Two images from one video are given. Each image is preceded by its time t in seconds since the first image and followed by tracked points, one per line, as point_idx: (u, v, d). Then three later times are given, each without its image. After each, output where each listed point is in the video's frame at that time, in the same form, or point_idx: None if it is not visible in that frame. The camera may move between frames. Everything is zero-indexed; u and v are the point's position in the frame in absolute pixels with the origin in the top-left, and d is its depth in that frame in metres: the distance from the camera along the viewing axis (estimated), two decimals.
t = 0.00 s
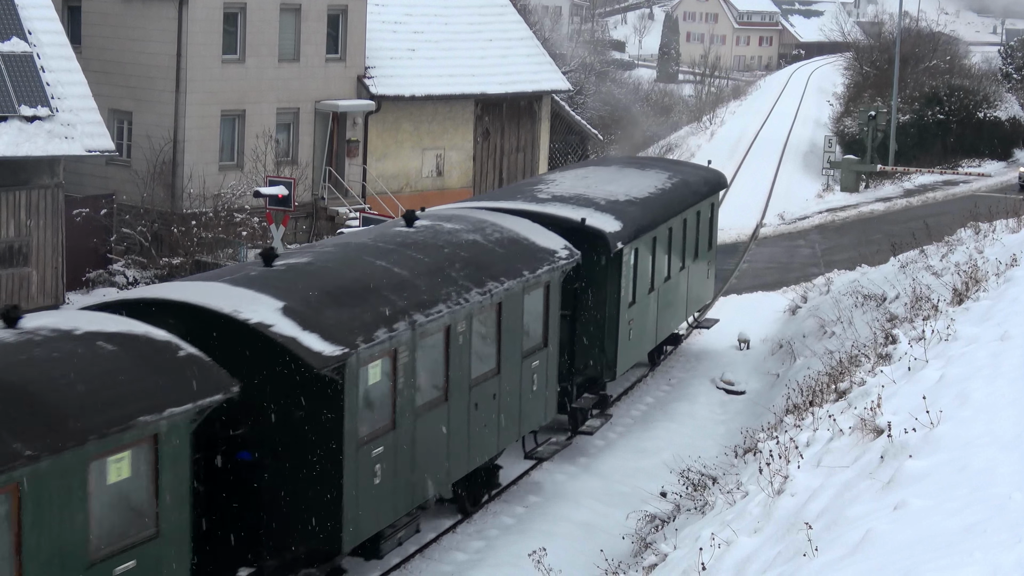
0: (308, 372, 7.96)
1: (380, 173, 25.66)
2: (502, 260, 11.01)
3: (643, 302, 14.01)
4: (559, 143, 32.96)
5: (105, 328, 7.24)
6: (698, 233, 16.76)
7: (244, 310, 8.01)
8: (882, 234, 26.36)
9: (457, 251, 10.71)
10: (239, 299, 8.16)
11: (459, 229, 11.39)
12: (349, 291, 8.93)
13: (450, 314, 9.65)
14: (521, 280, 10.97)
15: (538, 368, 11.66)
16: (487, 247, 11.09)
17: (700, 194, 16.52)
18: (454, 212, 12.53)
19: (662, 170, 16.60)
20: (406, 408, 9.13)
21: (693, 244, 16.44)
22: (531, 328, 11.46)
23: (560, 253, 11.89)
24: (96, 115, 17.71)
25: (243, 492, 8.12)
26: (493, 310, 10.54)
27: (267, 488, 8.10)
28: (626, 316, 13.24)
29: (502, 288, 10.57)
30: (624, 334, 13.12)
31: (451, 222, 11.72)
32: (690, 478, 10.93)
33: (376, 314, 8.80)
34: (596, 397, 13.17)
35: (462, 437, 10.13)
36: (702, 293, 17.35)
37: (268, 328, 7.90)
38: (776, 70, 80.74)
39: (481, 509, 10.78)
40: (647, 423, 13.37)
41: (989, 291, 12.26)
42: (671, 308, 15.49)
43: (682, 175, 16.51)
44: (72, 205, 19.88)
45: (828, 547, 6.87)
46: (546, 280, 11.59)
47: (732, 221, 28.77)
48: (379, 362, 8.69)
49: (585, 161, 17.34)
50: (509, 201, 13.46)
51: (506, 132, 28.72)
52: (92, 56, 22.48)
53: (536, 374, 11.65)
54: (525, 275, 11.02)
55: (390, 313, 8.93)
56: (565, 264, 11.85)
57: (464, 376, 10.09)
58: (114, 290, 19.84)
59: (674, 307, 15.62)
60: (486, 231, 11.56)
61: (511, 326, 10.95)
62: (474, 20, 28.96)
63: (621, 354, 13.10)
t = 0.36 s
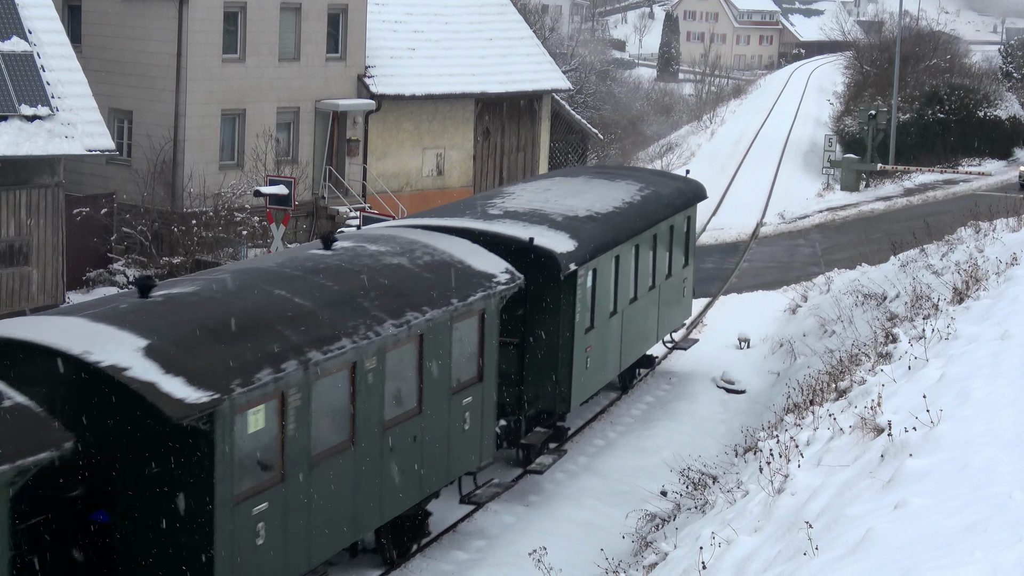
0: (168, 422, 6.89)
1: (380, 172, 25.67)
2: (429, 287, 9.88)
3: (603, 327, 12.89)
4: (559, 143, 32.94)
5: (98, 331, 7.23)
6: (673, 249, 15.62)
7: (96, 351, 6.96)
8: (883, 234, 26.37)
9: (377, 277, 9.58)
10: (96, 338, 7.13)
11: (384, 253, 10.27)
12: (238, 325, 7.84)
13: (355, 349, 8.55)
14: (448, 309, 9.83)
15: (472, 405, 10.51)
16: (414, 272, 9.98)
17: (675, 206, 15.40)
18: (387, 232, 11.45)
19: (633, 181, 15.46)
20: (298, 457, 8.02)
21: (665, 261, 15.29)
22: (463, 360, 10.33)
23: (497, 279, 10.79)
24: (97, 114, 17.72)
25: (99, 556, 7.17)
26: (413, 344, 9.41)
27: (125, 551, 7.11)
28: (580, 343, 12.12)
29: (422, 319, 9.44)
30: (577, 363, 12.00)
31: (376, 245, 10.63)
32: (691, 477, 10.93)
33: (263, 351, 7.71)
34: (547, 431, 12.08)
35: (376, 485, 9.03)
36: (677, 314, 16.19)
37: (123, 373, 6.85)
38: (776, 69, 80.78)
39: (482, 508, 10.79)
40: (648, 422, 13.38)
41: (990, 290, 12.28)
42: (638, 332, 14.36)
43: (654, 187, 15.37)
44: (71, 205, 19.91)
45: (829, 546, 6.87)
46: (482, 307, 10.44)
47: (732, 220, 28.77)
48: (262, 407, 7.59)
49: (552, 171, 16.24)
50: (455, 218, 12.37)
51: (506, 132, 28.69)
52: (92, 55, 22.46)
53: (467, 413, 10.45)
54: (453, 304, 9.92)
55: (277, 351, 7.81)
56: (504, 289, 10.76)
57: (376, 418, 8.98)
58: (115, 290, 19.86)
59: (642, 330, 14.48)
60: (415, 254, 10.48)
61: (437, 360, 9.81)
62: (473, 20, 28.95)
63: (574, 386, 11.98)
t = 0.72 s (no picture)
0: None
1: (381, 172, 25.66)
2: (333, 319, 8.64)
3: (554, 355, 11.63)
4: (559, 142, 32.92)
5: (98, 330, 7.23)
6: (641, 269, 14.37)
7: None
8: (883, 233, 26.37)
9: (272, 310, 8.35)
10: None
11: (286, 280, 9.05)
12: (86, 367, 6.68)
13: (231, 395, 7.35)
14: (354, 345, 8.58)
15: (387, 450, 9.26)
16: (318, 301, 8.75)
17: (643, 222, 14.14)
18: (303, 255, 10.24)
19: (598, 195, 14.22)
20: (158, 523, 6.87)
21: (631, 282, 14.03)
22: (376, 399, 9.09)
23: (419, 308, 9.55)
24: (97, 114, 17.71)
25: None
26: (307, 385, 8.18)
27: None
28: (525, 374, 10.88)
29: (320, 357, 8.20)
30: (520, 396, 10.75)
31: (282, 271, 9.40)
32: (691, 476, 10.90)
33: (111, 400, 6.55)
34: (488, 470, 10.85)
35: (264, 546, 7.83)
36: (648, 337, 14.94)
37: None
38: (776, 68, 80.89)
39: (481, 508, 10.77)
40: (648, 422, 13.36)
41: (990, 289, 12.28)
42: (599, 359, 13.10)
43: (620, 202, 14.13)
44: (72, 204, 19.92)
45: (830, 545, 6.87)
46: (397, 340, 9.18)
47: (732, 219, 28.77)
48: (105, 466, 6.45)
49: (512, 184, 15.06)
50: (385, 239, 11.07)
51: (506, 131, 28.68)
52: (92, 55, 22.45)
53: (383, 458, 9.23)
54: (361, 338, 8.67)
55: (128, 400, 6.64)
56: (427, 319, 9.51)
57: (261, 472, 7.79)
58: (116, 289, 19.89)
59: (604, 356, 13.22)
60: (323, 282, 9.23)
61: (340, 401, 8.57)
62: (473, 19, 28.94)
63: (518, 422, 10.73)
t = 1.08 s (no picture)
0: None
1: (381, 171, 25.64)
2: (210, 358, 7.46)
3: (489, 392, 10.40)
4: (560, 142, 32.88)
5: (100, 331, 7.23)
6: (600, 293, 13.14)
7: None
8: (883, 232, 26.38)
9: (134, 348, 7.19)
10: None
11: (158, 313, 7.87)
12: None
13: (66, 452, 6.15)
14: (231, 388, 7.40)
15: (274, 506, 8.07)
16: (189, 337, 7.58)
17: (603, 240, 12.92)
18: (195, 282, 9.00)
19: (555, 212, 13.01)
20: None
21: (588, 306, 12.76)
22: (263, 448, 7.92)
23: (319, 342, 8.38)
24: (98, 113, 17.71)
25: None
26: (169, 435, 7.02)
27: None
28: (453, 413, 9.68)
29: (183, 406, 6.99)
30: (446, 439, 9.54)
31: (157, 302, 8.18)
32: (692, 476, 10.88)
33: None
34: (413, 520, 9.66)
35: None
36: (611, 365, 13.70)
37: None
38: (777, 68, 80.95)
39: (481, 508, 10.77)
40: (648, 421, 13.36)
41: (992, 288, 12.28)
42: (549, 393, 11.86)
43: (578, 219, 12.88)
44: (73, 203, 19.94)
45: (830, 545, 6.87)
46: (287, 382, 8.00)
47: (733, 219, 28.77)
48: None
49: (463, 199, 13.90)
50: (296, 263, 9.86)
51: (507, 130, 28.64)
52: (94, 54, 22.45)
53: (269, 517, 8.03)
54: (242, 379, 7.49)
55: None
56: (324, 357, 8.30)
57: (111, 538, 6.60)
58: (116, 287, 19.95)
59: (555, 389, 11.98)
60: (203, 314, 8.03)
61: (215, 453, 7.40)
62: (474, 19, 28.95)
63: (445, 467, 9.57)
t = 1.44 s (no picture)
0: None
1: (383, 169, 25.63)
2: (40, 407, 6.49)
3: (404, 436, 9.23)
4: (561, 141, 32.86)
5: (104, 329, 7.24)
6: (550, 320, 11.89)
7: None
8: (884, 231, 26.40)
9: None
10: None
11: None
12: None
13: None
14: (61, 445, 6.38)
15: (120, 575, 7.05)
16: (20, 387, 6.59)
17: (553, 263, 11.69)
18: (52, 322, 7.98)
19: (501, 229, 11.84)
20: None
21: (534, 335, 11.52)
22: (110, 508, 6.96)
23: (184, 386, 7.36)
24: (99, 112, 17.72)
25: None
26: None
27: None
28: (356, 462, 8.54)
29: None
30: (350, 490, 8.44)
31: None
32: (692, 474, 10.86)
33: None
34: None
35: None
36: (566, 397, 12.45)
37: None
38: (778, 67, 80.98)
39: (482, 506, 10.77)
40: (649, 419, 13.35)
41: (992, 287, 12.29)
42: (484, 433, 10.66)
43: (526, 240, 11.67)
44: (73, 202, 19.85)
45: (831, 544, 6.87)
46: (139, 435, 7.01)
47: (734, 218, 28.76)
48: None
49: (405, 216, 12.80)
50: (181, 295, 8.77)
51: (509, 128, 28.58)
52: (95, 53, 22.44)
53: None
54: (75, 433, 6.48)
55: None
56: (189, 405, 7.25)
57: None
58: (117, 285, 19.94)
59: (495, 427, 10.82)
60: (42, 360, 7.03)
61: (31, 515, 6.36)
62: (475, 19, 29.00)
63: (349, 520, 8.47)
